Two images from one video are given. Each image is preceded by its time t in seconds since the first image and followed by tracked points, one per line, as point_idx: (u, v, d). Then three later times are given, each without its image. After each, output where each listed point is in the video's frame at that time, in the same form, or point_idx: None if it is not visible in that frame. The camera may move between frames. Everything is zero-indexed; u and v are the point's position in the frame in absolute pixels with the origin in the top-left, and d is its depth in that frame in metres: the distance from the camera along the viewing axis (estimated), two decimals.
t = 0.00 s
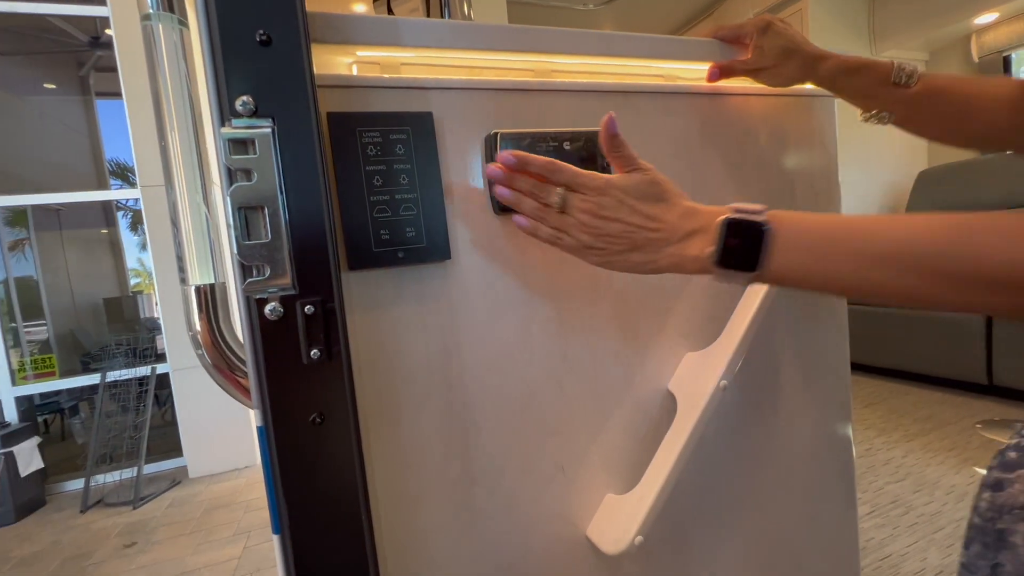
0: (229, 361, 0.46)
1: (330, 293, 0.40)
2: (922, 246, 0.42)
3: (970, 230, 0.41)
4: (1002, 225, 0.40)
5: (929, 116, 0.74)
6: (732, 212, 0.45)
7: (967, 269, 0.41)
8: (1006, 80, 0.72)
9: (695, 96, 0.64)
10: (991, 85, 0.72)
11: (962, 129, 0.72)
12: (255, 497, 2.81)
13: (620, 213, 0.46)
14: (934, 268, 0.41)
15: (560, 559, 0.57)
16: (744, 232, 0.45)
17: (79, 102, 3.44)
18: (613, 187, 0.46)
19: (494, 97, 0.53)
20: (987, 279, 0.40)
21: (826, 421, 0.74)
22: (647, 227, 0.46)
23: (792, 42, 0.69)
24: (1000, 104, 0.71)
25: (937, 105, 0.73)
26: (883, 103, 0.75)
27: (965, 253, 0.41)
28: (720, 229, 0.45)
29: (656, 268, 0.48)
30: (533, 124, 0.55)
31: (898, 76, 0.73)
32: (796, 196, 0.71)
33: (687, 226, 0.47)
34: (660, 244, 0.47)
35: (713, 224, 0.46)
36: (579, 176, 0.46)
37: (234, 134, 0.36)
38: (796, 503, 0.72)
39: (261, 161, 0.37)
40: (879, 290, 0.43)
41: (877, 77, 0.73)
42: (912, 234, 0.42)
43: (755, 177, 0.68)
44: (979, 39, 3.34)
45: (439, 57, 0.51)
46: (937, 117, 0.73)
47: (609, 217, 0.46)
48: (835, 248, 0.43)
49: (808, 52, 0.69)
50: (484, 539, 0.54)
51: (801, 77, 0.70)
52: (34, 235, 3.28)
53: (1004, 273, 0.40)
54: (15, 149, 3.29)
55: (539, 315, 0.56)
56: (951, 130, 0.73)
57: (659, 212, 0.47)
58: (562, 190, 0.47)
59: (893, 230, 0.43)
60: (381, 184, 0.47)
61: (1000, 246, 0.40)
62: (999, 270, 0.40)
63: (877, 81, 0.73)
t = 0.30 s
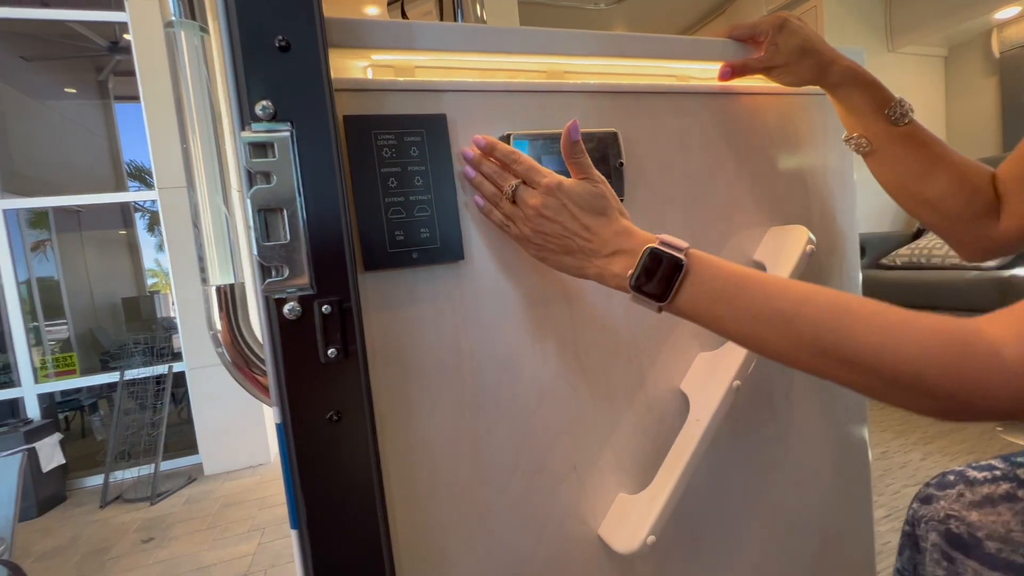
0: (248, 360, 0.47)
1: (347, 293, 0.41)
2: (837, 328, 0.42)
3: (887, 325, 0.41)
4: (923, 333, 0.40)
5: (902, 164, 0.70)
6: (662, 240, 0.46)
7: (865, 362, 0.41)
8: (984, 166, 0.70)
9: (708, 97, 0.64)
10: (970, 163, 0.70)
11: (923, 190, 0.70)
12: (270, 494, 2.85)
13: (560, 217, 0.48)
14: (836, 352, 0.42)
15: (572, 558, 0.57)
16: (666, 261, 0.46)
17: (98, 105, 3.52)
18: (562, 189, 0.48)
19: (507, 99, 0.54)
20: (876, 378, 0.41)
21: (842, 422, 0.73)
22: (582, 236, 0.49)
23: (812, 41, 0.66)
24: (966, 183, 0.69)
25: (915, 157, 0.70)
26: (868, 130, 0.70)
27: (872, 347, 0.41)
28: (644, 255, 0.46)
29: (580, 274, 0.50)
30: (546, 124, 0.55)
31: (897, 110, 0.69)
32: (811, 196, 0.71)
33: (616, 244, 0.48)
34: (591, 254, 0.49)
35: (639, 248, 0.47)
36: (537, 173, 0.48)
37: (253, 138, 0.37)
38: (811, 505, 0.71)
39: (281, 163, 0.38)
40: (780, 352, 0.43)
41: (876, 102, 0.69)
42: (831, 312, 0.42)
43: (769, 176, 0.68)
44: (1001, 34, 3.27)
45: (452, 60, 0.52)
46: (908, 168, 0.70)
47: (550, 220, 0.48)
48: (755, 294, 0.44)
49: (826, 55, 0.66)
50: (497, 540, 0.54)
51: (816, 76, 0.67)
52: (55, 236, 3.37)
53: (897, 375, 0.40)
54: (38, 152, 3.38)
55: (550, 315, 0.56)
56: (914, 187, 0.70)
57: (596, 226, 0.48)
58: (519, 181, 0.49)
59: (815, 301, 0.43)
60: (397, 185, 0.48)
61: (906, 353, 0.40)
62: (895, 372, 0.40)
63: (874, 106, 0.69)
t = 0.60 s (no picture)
0: (260, 361, 0.47)
1: (359, 294, 0.41)
2: (795, 373, 0.41)
3: (843, 378, 0.40)
4: (876, 392, 0.39)
5: (876, 179, 0.66)
6: (644, 262, 0.45)
7: (815, 411, 0.40)
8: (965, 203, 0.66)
9: (715, 98, 0.64)
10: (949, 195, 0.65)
11: (888, 210, 0.66)
12: (275, 495, 2.86)
13: (551, 226, 0.48)
14: (791, 396, 0.41)
15: (581, 559, 0.57)
16: (640, 283, 0.45)
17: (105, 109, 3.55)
18: (556, 198, 0.48)
19: (516, 101, 0.54)
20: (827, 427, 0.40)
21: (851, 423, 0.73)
22: (569, 247, 0.49)
23: (818, 42, 0.63)
24: (937, 213, 0.65)
25: (890, 175, 0.65)
26: (849, 138, 0.66)
27: (824, 397, 0.40)
28: (622, 275, 0.45)
29: (563, 282, 0.51)
30: (554, 125, 0.56)
31: (885, 125, 0.64)
32: (820, 196, 0.71)
33: (601, 260, 0.48)
34: (576, 265, 0.49)
35: (620, 266, 0.47)
36: (534, 181, 0.48)
37: (267, 140, 0.38)
38: (820, 505, 0.71)
39: (293, 165, 0.38)
40: (740, 386, 0.42)
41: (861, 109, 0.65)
42: (793, 359, 0.41)
43: (777, 175, 0.68)
44: (1007, 32, 3.29)
45: (459, 61, 0.52)
46: (879, 183, 0.66)
47: (540, 228, 0.49)
48: (723, 327, 0.43)
49: (831, 57, 0.64)
50: (506, 541, 0.54)
51: (822, 76, 0.64)
52: (62, 238, 3.40)
53: (841, 428, 0.39)
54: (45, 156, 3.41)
55: (558, 316, 0.56)
56: (880, 203, 0.66)
57: (584, 238, 0.48)
58: (515, 186, 0.49)
59: (780, 343, 0.42)
60: (407, 187, 0.48)
61: (856, 408, 0.39)
62: (842, 425, 0.39)
63: (858, 117, 0.65)
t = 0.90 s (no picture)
0: (264, 360, 0.47)
1: (364, 293, 0.41)
2: (794, 358, 0.41)
3: (839, 366, 0.40)
4: (872, 380, 0.40)
5: (869, 181, 0.65)
6: (647, 245, 0.46)
7: (813, 397, 0.40)
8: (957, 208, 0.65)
9: (717, 97, 0.64)
10: (942, 200, 0.64)
11: (880, 213, 0.65)
12: (276, 496, 2.87)
13: (552, 211, 0.48)
14: (793, 385, 0.41)
15: (584, 557, 0.57)
16: (641, 268, 0.45)
17: (104, 110, 3.55)
18: (555, 183, 0.48)
19: (518, 101, 0.54)
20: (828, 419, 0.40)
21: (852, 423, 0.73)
22: (572, 231, 0.49)
23: (819, 43, 0.63)
24: (929, 216, 0.64)
25: (884, 178, 0.65)
26: (845, 141, 0.66)
27: (821, 383, 0.40)
28: (627, 257, 0.46)
29: (567, 267, 0.51)
30: (556, 124, 0.56)
31: (879, 130, 0.64)
32: (822, 195, 0.71)
33: (604, 242, 0.48)
34: (579, 250, 0.49)
35: (624, 249, 0.47)
36: (531, 167, 0.49)
37: (273, 140, 0.38)
38: (821, 505, 0.71)
39: (299, 165, 0.38)
40: (739, 371, 0.42)
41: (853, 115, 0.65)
42: (792, 344, 0.42)
43: (779, 176, 0.68)
44: (1007, 32, 3.27)
45: (462, 62, 0.52)
46: (872, 186, 0.65)
47: (542, 212, 0.49)
48: (722, 311, 0.43)
49: (832, 60, 0.64)
50: (510, 539, 0.54)
51: (821, 77, 0.65)
52: (62, 240, 3.40)
53: (839, 415, 0.39)
54: (46, 157, 3.42)
55: (561, 314, 0.56)
56: (872, 206, 0.66)
57: (586, 221, 0.49)
58: (514, 173, 0.49)
59: (779, 329, 0.42)
60: (411, 186, 0.48)
61: (853, 395, 0.39)
62: (839, 412, 0.39)
63: (853, 121, 0.65)
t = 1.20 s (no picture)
0: (268, 358, 0.47)
1: (369, 292, 0.41)
2: (799, 367, 0.41)
3: (845, 373, 0.41)
4: (877, 387, 0.40)
5: (863, 186, 0.65)
6: (649, 257, 0.46)
7: (819, 405, 0.40)
8: (942, 216, 0.65)
9: (719, 96, 0.64)
10: (931, 208, 0.64)
11: (871, 217, 0.65)
12: (275, 497, 2.86)
13: (556, 223, 0.49)
14: (800, 393, 0.41)
15: (587, 555, 0.57)
16: (643, 278, 0.45)
17: (102, 110, 3.53)
18: (561, 196, 0.48)
19: (521, 100, 0.54)
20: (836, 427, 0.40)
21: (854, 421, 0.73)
22: (574, 243, 0.49)
23: (819, 45, 0.64)
24: (918, 223, 0.64)
25: (877, 182, 0.64)
26: (840, 145, 0.66)
27: (828, 392, 0.40)
28: (628, 269, 0.46)
29: (567, 279, 0.51)
30: (559, 124, 0.56)
31: (874, 135, 0.64)
32: (823, 195, 0.71)
33: (606, 255, 0.49)
34: (580, 262, 0.50)
35: (625, 262, 0.48)
36: (537, 178, 0.49)
37: (279, 139, 0.38)
38: (823, 504, 0.71)
39: (304, 164, 0.38)
40: (744, 380, 0.42)
41: (853, 115, 0.65)
42: (795, 353, 0.42)
43: (782, 175, 0.69)
44: (1004, 32, 3.27)
45: (466, 62, 0.52)
46: (866, 190, 0.65)
47: (547, 224, 0.49)
48: (726, 320, 0.43)
49: (832, 62, 0.64)
50: (514, 538, 0.54)
51: (820, 79, 0.65)
52: (59, 241, 3.39)
53: (847, 424, 0.40)
54: (43, 157, 3.41)
55: (564, 314, 0.56)
56: (864, 210, 0.65)
57: (588, 235, 0.49)
58: (519, 182, 0.49)
59: (783, 338, 0.43)
60: (415, 185, 0.48)
61: (858, 403, 0.40)
62: (846, 421, 0.40)
63: (850, 124, 0.65)
